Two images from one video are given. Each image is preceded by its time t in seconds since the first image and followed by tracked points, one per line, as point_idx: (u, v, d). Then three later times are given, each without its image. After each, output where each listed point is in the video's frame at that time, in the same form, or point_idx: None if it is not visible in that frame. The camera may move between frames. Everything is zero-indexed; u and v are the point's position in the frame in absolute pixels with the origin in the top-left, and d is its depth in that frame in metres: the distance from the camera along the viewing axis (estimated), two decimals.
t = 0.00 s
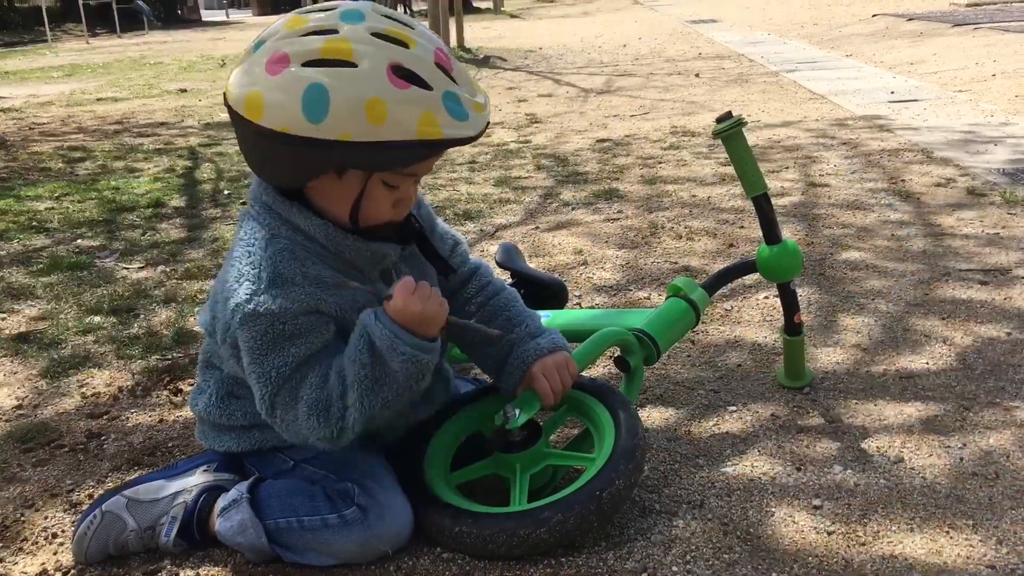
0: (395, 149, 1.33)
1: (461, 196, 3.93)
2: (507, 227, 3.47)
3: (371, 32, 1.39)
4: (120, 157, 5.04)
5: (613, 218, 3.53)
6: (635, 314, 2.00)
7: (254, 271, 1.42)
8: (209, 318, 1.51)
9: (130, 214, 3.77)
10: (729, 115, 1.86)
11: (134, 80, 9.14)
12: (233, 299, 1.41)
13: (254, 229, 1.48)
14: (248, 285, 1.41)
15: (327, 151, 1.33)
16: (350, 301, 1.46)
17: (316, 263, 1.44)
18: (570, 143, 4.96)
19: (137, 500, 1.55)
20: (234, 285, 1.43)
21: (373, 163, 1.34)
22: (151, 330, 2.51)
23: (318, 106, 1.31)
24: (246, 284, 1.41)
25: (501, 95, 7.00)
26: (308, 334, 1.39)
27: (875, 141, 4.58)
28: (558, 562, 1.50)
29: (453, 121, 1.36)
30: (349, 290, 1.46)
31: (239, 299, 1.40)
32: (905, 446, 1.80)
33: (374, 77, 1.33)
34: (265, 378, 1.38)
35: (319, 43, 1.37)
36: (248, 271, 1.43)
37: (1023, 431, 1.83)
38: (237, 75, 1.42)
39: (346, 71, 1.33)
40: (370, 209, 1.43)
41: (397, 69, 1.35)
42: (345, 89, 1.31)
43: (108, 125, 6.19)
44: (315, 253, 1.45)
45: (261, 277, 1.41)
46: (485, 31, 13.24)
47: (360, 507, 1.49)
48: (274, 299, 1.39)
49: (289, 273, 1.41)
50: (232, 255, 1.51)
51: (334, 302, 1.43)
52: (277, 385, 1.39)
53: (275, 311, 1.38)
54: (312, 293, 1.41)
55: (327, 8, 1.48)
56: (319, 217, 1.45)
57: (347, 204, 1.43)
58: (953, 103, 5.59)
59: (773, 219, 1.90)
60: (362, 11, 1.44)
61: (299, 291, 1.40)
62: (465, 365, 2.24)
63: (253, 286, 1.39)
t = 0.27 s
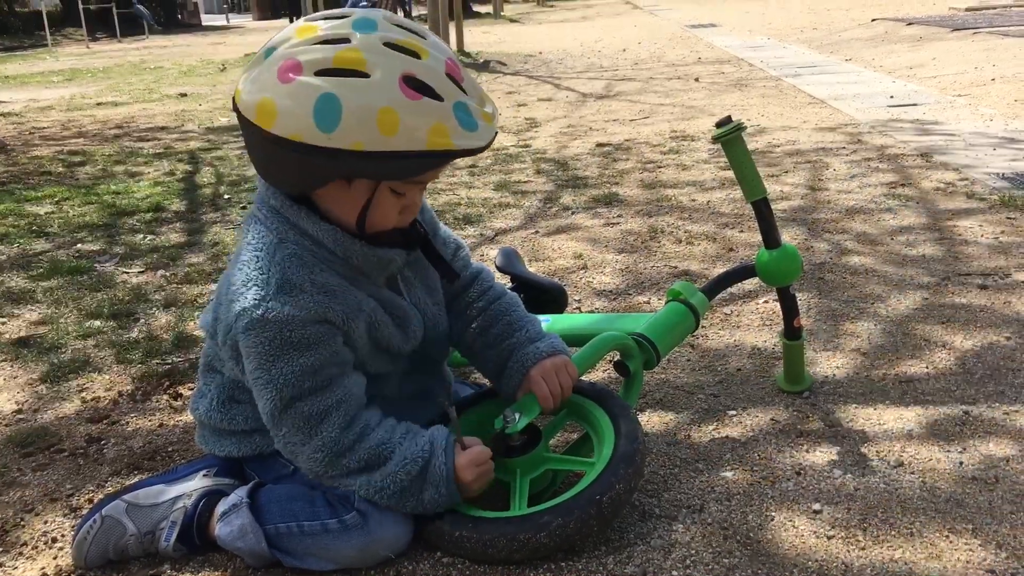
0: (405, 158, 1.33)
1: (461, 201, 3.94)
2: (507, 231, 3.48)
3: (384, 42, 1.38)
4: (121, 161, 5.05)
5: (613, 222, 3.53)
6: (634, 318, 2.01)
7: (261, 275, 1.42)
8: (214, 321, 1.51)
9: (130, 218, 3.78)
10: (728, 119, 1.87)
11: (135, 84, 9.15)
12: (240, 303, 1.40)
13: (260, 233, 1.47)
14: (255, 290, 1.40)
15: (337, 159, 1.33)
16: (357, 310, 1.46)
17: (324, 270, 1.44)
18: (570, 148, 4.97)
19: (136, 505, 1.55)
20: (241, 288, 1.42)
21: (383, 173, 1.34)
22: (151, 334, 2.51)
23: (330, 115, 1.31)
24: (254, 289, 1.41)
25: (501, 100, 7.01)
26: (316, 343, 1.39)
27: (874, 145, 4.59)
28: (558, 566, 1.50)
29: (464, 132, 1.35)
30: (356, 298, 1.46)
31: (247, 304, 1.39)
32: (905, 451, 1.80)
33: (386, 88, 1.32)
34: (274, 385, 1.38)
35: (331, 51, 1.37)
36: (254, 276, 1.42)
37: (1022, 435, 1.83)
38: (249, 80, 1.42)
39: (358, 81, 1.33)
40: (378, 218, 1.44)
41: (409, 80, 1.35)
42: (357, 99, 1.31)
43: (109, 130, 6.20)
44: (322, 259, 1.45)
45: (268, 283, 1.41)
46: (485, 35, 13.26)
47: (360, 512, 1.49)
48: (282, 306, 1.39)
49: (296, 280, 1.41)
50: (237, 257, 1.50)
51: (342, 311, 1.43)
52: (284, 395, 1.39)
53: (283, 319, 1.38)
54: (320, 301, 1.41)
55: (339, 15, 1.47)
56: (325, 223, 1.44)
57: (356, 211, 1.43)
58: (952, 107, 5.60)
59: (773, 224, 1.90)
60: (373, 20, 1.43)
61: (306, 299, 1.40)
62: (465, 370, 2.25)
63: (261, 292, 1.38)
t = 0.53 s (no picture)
0: (378, 135, 1.34)
1: (461, 204, 3.94)
2: (507, 235, 3.48)
3: (347, 24, 1.40)
4: (121, 165, 5.05)
5: (613, 226, 3.53)
6: (634, 321, 2.01)
7: (246, 269, 1.43)
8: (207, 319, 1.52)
9: (129, 222, 3.78)
10: (728, 123, 1.87)
11: (135, 88, 9.16)
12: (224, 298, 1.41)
13: (249, 229, 1.49)
14: (239, 284, 1.42)
15: (311, 144, 1.34)
16: (340, 302, 1.46)
17: (308, 264, 1.45)
18: (570, 151, 4.97)
19: (136, 508, 1.55)
20: (226, 283, 1.44)
21: (357, 153, 1.35)
22: (151, 337, 2.51)
23: (298, 99, 1.33)
24: (236, 285, 1.42)
25: (501, 103, 7.02)
26: (296, 336, 1.40)
27: (874, 149, 4.60)
28: (559, 570, 1.50)
29: (433, 103, 1.37)
30: (340, 291, 1.47)
31: (231, 298, 1.40)
32: (906, 455, 1.80)
33: (352, 66, 1.33)
34: (253, 379, 1.38)
35: (297, 37, 1.38)
36: (239, 270, 1.44)
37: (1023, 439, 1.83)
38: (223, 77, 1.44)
39: (324, 62, 1.34)
40: (363, 206, 1.45)
41: (374, 56, 1.36)
42: (324, 80, 1.32)
43: (110, 133, 6.20)
44: (307, 253, 1.46)
45: (252, 276, 1.42)
46: (486, 39, 13.28)
47: (360, 515, 1.49)
48: (263, 299, 1.40)
49: (279, 273, 1.42)
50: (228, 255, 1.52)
51: (323, 304, 1.44)
52: (262, 387, 1.39)
53: (263, 311, 1.39)
54: (301, 294, 1.42)
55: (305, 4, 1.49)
56: (311, 217, 1.45)
57: (340, 200, 1.44)
58: (952, 111, 5.61)
59: (773, 227, 1.90)
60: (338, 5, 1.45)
61: (287, 292, 1.41)
62: (465, 374, 2.25)
63: (244, 285, 1.40)
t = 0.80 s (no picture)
0: (344, 112, 1.37)
1: (463, 208, 3.94)
2: (509, 238, 3.48)
3: (305, 9, 1.44)
4: (123, 168, 5.05)
5: (614, 229, 3.53)
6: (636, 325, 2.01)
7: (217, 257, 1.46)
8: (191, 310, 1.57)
9: (131, 225, 3.78)
10: (728, 126, 1.87)
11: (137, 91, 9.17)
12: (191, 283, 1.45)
13: (226, 221, 1.52)
14: (209, 270, 1.45)
15: (276, 127, 1.37)
16: (310, 289, 1.47)
17: (276, 253, 1.47)
18: (572, 155, 4.97)
19: (139, 512, 1.55)
20: (196, 270, 1.47)
21: (324, 132, 1.38)
22: (153, 341, 2.51)
23: (262, 83, 1.36)
24: (204, 272, 1.45)
25: (502, 107, 7.02)
26: (253, 324, 1.41)
27: (875, 152, 4.60)
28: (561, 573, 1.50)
29: (396, 77, 1.40)
30: (308, 279, 1.48)
31: (198, 283, 1.44)
32: (908, 458, 1.80)
33: (312, 47, 1.37)
34: (209, 363, 1.39)
35: (257, 26, 1.42)
36: (211, 259, 1.47)
37: None
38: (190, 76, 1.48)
39: (284, 45, 1.38)
40: (338, 189, 1.47)
41: (333, 36, 1.40)
42: (287, 62, 1.36)
43: (111, 137, 6.20)
44: (276, 241, 1.48)
45: (221, 263, 1.45)
46: (487, 42, 13.28)
47: (364, 519, 1.49)
48: (225, 284, 1.42)
49: (245, 260, 1.45)
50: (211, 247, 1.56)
51: (288, 290, 1.45)
52: (212, 371, 1.40)
53: (223, 296, 1.41)
54: (263, 281, 1.43)
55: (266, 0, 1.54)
56: (285, 203, 1.48)
57: (312, 184, 1.46)
58: (953, 114, 5.61)
59: (773, 230, 1.91)
60: None
61: (250, 279, 1.43)
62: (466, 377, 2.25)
63: (211, 270, 1.43)
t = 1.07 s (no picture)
0: (349, 109, 1.41)
1: (464, 212, 3.94)
2: (510, 243, 3.48)
3: (290, 14, 1.46)
4: (125, 172, 5.06)
5: (615, 233, 3.53)
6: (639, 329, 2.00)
7: (221, 263, 1.44)
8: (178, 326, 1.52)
9: (132, 229, 3.79)
10: (729, 130, 1.87)
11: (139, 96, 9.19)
12: (196, 293, 1.41)
13: (219, 229, 1.49)
14: (216, 277, 1.42)
15: (286, 130, 1.39)
16: (322, 281, 1.49)
17: (283, 250, 1.47)
18: (573, 159, 4.98)
19: (141, 516, 1.55)
20: (199, 279, 1.43)
21: (331, 131, 1.41)
22: (155, 345, 2.51)
23: (269, 89, 1.37)
24: (214, 276, 1.42)
25: (503, 111, 7.03)
26: (280, 320, 1.41)
27: (877, 156, 4.60)
28: None
29: (389, 71, 1.46)
30: (320, 271, 1.50)
31: (207, 291, 1.40)
32: (910, 462, 1.80)
33: (310, 49, 1.40)
34: (243, 365, 1.38)
35: (245, 33, 1.42)
36: (213, 265, 1.44)
37: None
38: (175, 89, 1.44)
39: (280, 50, 1.40)
40: (338, 184, 1.49)
41: (325, 37, 1.43)
42: (289, 66, 1.38)
43: (113, 141, 6.21)
44: (283, 239, 1.48)
45: (228, 268, 1.43)
46: (488, 47, 13.29)
47: (366, 524, 1.49)
48: (245, 286, 1.41)
49: (256, 261, 1.44)
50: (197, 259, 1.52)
51: (303, 284, 1.46)
52: (250, 374, 1.38)
53: (245, 298, 1.40)
54: (282, 278, 1.44)
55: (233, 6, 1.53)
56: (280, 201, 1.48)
57: (312, 181, 1.47)
58: (954, 118, 5.61)
59: (774, 234, 1.91)
60: None
61: (268, 276, 1.43)
62: (468, 381, 2.25)
63: (224, 275, 1.40)
